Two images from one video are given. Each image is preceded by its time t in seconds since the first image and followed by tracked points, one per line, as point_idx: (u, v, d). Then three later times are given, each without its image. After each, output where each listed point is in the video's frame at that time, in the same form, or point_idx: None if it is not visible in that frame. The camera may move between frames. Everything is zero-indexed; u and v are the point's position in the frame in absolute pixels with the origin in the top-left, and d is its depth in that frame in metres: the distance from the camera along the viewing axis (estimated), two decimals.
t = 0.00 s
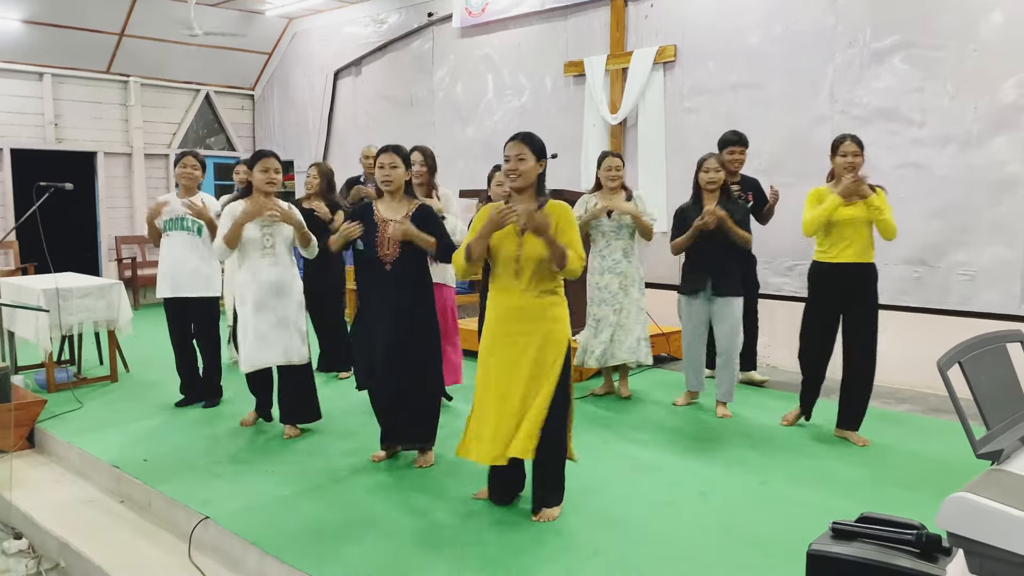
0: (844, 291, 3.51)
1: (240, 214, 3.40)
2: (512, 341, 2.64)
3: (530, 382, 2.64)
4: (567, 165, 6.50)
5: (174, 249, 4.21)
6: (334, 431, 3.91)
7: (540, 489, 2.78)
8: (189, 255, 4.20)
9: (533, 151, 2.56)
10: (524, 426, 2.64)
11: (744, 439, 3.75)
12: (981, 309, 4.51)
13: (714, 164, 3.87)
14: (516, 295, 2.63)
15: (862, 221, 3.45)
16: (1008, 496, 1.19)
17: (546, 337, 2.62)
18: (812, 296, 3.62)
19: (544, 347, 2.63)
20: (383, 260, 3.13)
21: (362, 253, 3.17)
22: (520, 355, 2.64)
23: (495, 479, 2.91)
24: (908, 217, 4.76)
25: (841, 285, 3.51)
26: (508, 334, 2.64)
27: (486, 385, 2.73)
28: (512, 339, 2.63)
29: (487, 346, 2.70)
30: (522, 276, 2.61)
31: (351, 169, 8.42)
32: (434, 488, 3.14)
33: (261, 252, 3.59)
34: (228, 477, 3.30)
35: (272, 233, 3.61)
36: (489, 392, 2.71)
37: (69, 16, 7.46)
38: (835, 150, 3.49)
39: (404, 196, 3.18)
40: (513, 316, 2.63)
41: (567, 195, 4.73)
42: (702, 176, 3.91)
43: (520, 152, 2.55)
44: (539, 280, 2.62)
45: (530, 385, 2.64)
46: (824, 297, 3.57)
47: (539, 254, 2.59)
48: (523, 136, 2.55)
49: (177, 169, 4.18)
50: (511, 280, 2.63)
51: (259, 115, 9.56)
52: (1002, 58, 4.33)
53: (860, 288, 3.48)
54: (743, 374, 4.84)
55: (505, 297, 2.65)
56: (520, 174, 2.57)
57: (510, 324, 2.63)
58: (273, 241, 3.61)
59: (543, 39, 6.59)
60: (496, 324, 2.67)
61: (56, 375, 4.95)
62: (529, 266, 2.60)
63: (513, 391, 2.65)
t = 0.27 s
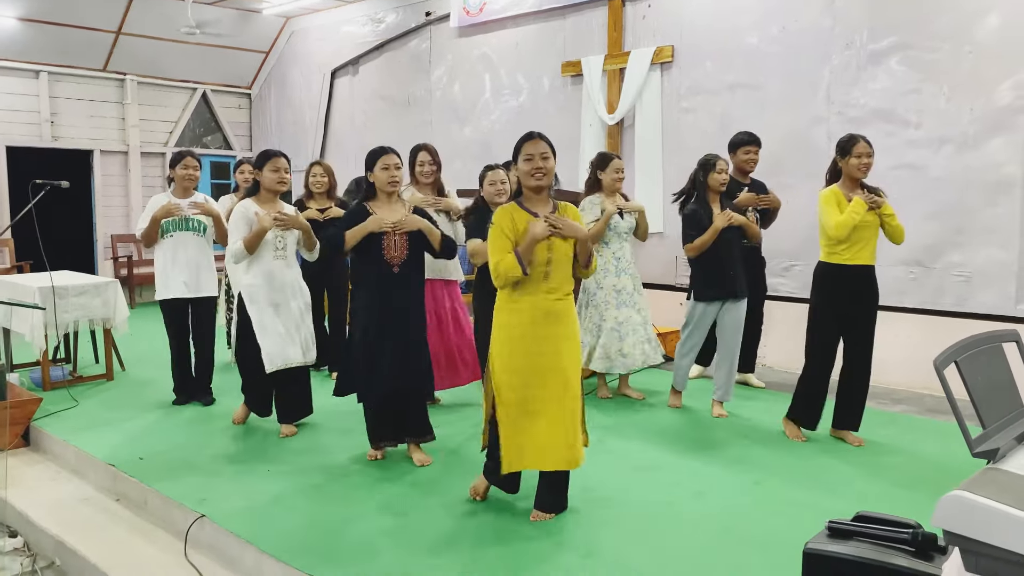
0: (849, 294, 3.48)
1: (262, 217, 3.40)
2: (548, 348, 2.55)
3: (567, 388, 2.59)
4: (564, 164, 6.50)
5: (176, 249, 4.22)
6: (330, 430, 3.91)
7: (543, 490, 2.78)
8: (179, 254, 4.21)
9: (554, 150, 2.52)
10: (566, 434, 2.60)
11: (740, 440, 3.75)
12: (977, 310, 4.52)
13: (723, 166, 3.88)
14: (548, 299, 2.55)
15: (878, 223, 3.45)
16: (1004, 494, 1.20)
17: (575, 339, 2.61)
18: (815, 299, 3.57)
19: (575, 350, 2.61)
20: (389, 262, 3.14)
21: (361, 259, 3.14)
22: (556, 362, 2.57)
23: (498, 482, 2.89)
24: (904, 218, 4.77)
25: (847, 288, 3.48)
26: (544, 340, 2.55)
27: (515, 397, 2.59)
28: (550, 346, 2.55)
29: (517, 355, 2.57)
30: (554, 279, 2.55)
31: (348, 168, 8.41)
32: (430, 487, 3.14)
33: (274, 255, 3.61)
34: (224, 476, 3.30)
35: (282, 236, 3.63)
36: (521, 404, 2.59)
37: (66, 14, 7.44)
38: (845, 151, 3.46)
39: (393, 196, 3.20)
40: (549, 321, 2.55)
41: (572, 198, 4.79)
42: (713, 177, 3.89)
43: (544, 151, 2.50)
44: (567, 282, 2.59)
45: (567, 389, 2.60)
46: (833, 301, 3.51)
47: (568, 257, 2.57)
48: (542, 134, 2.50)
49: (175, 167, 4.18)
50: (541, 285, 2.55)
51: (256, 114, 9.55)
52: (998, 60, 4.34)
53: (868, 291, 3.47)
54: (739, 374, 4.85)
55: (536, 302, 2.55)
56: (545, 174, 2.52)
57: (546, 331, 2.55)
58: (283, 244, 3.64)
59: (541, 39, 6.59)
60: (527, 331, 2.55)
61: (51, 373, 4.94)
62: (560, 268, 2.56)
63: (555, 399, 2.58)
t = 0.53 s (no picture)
0: (851, 298, 3.48)
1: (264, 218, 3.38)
2: (558, 354, 2.56)
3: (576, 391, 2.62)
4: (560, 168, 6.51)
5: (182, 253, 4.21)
6: (326, 433, 3.90)
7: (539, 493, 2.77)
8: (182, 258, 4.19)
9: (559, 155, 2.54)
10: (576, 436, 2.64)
11: (735, 444, 3.76)
12: (971, 315, 4.54)
13: (722, 171, 3.89)
14: (556, 303, 2.57)
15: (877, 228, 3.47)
16: (998, 501, 1.21)
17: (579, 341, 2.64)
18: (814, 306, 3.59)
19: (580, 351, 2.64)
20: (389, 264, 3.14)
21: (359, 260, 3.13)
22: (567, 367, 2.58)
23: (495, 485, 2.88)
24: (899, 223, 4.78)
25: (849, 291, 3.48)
26: (555, 345, 2.56)
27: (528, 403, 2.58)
28: (560, 351, 2.57)
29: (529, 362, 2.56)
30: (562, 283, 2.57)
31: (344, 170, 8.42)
32: (426, 490, 3.14)
33: (275, 258, 3.60)
34: (219, 479, 3.30)
35: (286, 239, 3.62)
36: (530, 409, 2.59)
37: (62, 15, 7.44)
38: (845, 158, 3.47)
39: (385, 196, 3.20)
40: (559, 326, 2.57)
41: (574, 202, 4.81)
42: (713, 181, 3.91)
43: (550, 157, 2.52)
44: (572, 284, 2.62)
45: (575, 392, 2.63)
46: (833, 304, 3.52)
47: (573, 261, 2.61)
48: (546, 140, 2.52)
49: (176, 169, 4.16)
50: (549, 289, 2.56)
51: (252, 116, 9.55)
52: (992, 66, 4.36)
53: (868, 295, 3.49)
54: (735, 378, 4.86)
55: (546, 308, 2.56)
56: (552, 179, 2.54)
57: (555, 336, 2.56)
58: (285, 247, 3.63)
59: (537, 43, 6.61)
60: (538, 338, 2.55)
61: (46, 375, 4.93)
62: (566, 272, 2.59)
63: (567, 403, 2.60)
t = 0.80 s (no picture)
0: (851, 301, 3.52)
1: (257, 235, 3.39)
2: (559, 358, 2.57)
3: (576, 395, 2.63)
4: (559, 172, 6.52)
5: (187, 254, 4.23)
6: (324, 436, 3.90)
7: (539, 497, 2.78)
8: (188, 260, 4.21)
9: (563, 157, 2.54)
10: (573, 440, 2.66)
11: (733, 448, 3.77)
12: (969, 320, 4.55)
13: (720, 173, 3.91)
14: (558, 308, 2.57)
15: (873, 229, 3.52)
16: (998, 506, 1.22)
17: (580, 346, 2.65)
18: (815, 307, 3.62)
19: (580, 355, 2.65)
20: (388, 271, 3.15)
21: (357, 268, 3.13)
22: (568, 371, 2.59)
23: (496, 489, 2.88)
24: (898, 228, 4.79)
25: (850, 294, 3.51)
26: (557, 349, 2.57)
27: (527, 406, 2.59)
28: (561, 355, 2.58)
29: (530, 365, 2.57)
30: (564, 288, 2.57)
31: (344, 174, 8.42)
32: (424, 494, 3.13)
33: (278, 266, 3.60)
34: (216, 482, 3.29)
35: (289, 247, 3.62)
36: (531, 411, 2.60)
37: (61, 18, 7.44)
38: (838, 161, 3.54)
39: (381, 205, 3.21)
40: (561, 331, 2.57)
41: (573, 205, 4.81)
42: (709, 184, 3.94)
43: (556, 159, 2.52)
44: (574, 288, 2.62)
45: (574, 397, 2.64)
46: (833, 306, 3.54)
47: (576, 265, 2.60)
48: (551, 142, 2.52)
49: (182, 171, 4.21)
50: (553, 291, 2.55)
51: (252, 119, 9.55)
52: (990, 73, 4.38)
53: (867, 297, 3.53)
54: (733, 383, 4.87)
55: (548, 312, 2.56)
56: (558, 182, 2.54)
57: (557, 340, 2.57)
58: (289, 255, 3.63)
59: (537, 47, 6.62)
60: (540, 342, 2.56)
61: (45, 378, 4.93)
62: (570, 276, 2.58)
63: (566, 406, 2.61)
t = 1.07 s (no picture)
0: (850, 310, 3.52)
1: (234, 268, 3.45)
2: (556, 367, 2.57)
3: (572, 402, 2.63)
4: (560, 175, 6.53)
5: (195, 264, 4.25)
6: (326, 439, 3.90)
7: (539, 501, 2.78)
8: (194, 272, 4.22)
9: (565, 170, 2.54)
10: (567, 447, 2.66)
11: (733, 451, 3.77)
12: (970, 324, 4.55)
13: (721, 183, 3.87)
14: (558, 318, 2.56)
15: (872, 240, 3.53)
16: (1002, 509, 1.22)
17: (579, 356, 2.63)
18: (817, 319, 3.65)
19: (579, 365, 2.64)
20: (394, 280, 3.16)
21: (360, 274, 3.14)
22: (564, 380, 2.59)
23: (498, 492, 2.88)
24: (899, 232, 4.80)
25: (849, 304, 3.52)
26: (554, 358, 2.56)
27: (521, 412, 2.61)
28: (558, 364, 2.57)
29: (526, 372, 2.57)
30: (564, 298, 2.57)
31: (345, 176, 8.42)
32: (426, 496, 3.13)
33: (275, 270, 3.60)
34: (218, 484, 3.29)
35: (287, 251, 3.62)
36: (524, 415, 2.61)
37: (63, 19, 7.46)
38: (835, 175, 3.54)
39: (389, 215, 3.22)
40: (560, 341, 2.56)
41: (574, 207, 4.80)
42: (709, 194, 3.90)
43: (554, 170, 2.53)
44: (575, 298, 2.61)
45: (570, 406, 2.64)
46: (832, 314, 3.56)
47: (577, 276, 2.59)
48: (551, 152, 2.52)
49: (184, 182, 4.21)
50: (551, 299, 2.55)
51: (253, 121, 9.56)
52: (991, 77, 4.39)
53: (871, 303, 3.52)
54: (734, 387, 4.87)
55: (546, 321, 2.55)
56: (554, 192, 2.54)
57: (554, 349, 2.56)
58: (287, 258, 3.63)
59: (539, 50, 6.63)
60: (537, 350, 2.56)
61: (46, 379, 4.93)
62: (570, 286, 2.57)
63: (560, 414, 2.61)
